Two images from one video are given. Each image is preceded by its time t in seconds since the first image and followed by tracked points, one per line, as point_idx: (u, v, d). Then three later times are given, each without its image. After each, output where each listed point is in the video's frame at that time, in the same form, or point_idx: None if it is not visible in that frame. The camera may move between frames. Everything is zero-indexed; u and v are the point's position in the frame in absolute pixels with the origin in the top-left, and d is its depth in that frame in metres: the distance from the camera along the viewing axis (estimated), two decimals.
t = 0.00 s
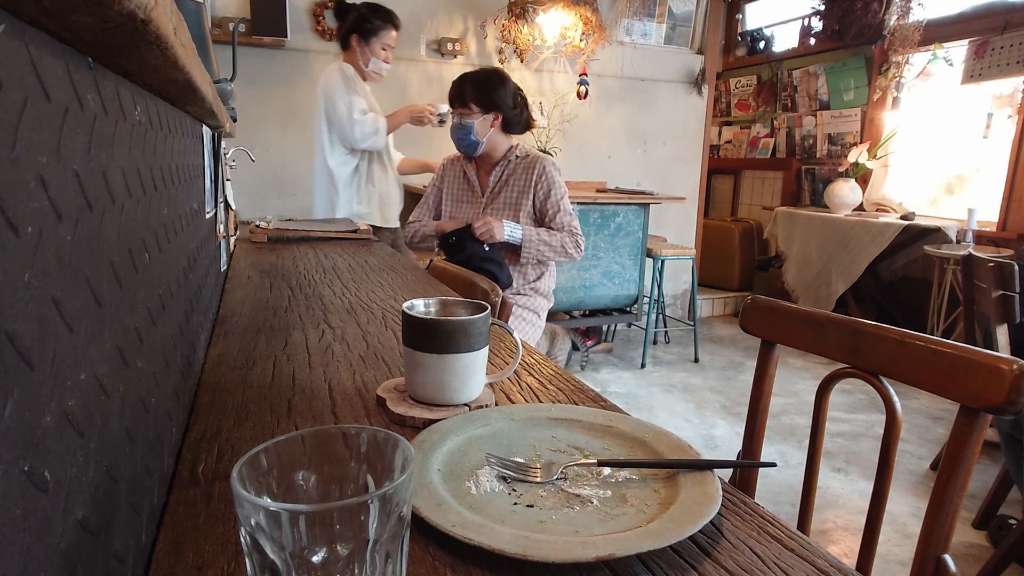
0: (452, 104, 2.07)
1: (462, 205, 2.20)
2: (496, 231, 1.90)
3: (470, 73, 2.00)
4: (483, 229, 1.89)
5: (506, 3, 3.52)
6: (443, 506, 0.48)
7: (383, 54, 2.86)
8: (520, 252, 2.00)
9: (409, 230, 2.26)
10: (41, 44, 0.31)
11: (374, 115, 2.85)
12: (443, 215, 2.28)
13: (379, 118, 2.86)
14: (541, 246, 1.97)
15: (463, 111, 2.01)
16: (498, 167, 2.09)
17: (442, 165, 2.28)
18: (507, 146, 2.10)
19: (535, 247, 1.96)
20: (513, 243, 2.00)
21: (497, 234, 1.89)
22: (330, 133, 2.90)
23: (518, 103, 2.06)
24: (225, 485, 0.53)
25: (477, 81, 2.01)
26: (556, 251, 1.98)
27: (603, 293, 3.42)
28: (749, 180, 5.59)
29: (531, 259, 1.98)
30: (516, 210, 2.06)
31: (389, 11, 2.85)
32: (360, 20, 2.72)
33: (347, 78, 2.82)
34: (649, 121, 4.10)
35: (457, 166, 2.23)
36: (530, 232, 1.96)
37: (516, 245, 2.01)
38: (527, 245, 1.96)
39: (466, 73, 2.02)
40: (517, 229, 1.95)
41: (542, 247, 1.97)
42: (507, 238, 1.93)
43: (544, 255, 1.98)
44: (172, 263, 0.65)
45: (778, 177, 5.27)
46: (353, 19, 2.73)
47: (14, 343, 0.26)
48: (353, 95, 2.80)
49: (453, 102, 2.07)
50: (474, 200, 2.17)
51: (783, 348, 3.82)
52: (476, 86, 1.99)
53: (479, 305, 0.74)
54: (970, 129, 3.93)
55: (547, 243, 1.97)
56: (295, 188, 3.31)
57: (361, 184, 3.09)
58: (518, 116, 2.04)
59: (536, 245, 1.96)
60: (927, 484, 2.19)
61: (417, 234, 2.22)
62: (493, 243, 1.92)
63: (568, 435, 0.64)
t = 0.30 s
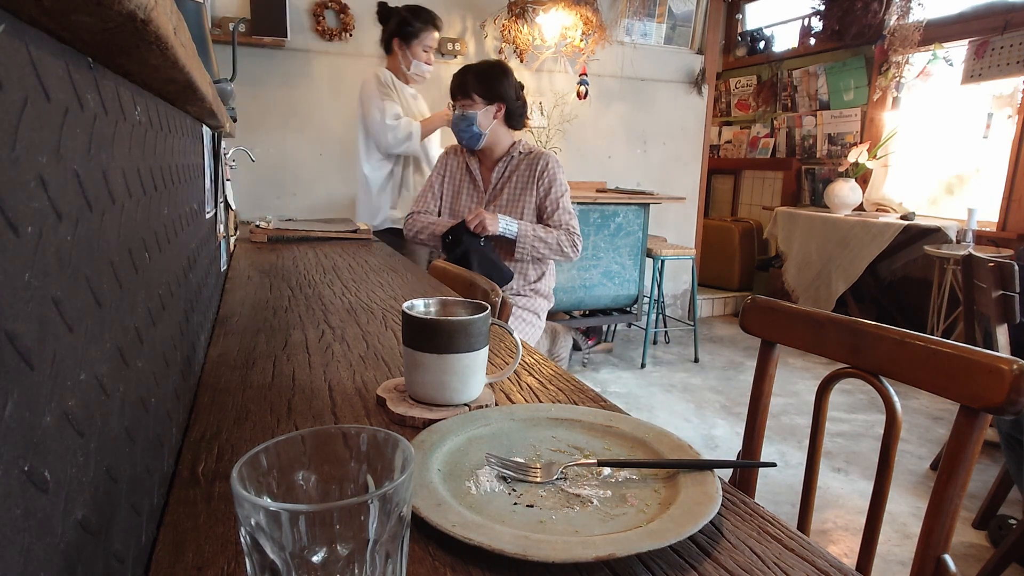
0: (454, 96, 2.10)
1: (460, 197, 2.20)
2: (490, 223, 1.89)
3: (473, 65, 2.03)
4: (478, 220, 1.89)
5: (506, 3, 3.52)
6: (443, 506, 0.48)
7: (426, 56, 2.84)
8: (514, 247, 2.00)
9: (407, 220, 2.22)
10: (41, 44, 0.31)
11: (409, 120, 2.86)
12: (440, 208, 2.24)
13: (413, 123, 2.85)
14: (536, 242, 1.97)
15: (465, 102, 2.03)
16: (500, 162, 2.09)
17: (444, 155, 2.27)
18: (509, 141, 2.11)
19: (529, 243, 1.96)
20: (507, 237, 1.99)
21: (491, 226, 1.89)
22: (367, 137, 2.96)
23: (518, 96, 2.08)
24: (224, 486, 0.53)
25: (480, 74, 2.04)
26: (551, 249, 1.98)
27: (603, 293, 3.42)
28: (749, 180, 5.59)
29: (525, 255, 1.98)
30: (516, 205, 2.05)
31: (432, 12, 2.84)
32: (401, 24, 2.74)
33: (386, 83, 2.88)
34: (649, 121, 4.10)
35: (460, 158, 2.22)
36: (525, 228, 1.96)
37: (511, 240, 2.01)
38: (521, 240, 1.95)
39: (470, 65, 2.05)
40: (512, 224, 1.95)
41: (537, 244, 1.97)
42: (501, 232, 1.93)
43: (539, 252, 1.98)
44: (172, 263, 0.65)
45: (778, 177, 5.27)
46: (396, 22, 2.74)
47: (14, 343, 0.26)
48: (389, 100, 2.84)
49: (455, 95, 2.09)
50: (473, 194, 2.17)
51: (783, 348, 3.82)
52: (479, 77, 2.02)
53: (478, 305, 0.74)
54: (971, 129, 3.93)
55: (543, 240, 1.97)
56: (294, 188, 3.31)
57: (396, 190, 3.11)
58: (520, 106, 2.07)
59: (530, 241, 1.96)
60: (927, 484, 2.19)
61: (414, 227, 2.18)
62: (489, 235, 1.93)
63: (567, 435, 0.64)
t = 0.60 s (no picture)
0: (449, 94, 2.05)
1: (458, 195, 2.20)
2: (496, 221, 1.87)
3: (468, 61, 1.99)
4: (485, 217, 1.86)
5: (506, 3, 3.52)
6: (443, 506, 0.48)
7: (454, 54, 2.81)
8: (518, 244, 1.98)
9: (402, 213, 2.24)
10: (41, 44, 0.31)
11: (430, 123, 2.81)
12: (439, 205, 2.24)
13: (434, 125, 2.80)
14: (541, 240, 1.96)
15: (461, 101, 2.00)
16: (499, 161, 2.09)
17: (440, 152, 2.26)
18: (507, 139, 2.11)
19: (535, 240, 1.95)
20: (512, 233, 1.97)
21: (496, 224, 1.87)
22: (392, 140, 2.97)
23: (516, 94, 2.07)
24: (224, 486, 0.53)
25: (476, 69, 1.98)
26: (554, 247, 1.99)
27: (603, 293, 3.42)
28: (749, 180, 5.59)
29: (529, 253, 1.97)
30: (518, 203, 2.05)
31: (460, 10, 2.81)
32: (428, 24, 2.73)
33: (412, 84, 2.86)
34: (649, 121, 4.10)
35: (457, 157, 2.22)
36: (531, 225, 1.94)
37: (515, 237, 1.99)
38: (527, 236, 1.94)
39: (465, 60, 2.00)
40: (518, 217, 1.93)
41: (541, 241, 1.96)
42: (507, 228, 1.90)
43: (543, 250, 1.98)
44: (172, 264, 0.65)
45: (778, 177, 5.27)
46: (423, 21, 2.74)
47: (14, 343, 0.26)
48: (413, 103, 2.82)
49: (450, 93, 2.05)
50: (472, 192, 2.17)
51: (783, 348, 3.82)
52: (475, 73, 1.98)
53: (478, 305, 0.74)
54: (971, 129, 3.93)
55: (547, 237, 1.96)
56: (294, 188, 3.31)
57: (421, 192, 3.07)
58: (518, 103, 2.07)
59: (536, 238, 1.95)
60: (927, 484, 2.19)
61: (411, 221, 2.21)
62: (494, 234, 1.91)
63: (568, 435, 0.64)
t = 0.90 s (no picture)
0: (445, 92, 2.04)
1: (455, 194, 2.20)
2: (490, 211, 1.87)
3: (462, 59, 1.97)
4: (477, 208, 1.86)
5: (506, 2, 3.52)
6: (443, 506, 0.48)
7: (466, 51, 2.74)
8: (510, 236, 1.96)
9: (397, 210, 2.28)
10: (41, 44, 0.31)
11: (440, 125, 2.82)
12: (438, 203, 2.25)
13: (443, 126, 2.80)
14: (534, 233, 1.94)
15: (457, 98, 1.98)
16: (496, 158, 2.09)
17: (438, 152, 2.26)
18: (505, 136, 2.10)
19: (527, 232, 1.93)
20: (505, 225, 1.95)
21: (488, 214, 1.86)
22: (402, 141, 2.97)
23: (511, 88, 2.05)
24: (224, 486, 0.53)
25: (471, 67, 1.97)
26: (547, 241, 1.96)
27: (603, 293, 3.42)
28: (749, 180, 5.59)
29: (521, 245, 1.95)
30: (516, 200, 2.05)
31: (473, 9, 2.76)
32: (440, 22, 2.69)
33: (422, 84, 2.86)
34: (650, 121, 4.10)
35: (454, 156, 2.22)
36: (525, 217, 1.93)
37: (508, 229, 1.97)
38: (520, 228, 1.92)
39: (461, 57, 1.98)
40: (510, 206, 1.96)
41: (534, 234, 1.94)
42: (499, 218, 1.89)
43: (535, 243, 1.95)
44: (171, 263, 0.65)
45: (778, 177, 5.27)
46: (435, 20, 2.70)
47: (14, 342, 0.26)
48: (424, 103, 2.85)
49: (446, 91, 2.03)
50: (470, 189, 2.16)
51: (783, 348, 3.82)
52: (470, 71, 1.96)
53: (479, 305, 0.74)
54: (971, 129, 3.93)
55: (540, 231, 1.94)
56: (294, 188, 3.31)
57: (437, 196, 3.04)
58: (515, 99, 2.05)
59: (528, 230, 1.93)
60: (927, 484, 2.19)
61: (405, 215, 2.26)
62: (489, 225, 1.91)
63: (568, 435, 0.64)
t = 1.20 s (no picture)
0: (440, 83, 1.98)
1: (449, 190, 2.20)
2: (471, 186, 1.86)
3: (461, 51, 1.90)
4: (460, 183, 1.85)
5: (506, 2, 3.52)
6: (443, 506, 0.48)
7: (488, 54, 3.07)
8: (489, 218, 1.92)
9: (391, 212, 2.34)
10: (42, 44, 0.31)
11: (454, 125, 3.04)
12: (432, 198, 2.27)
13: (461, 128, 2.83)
14: (511, 217, 1.89)
15: (454, 91, 1.93)
16: (487, 153, 2.08)
17: (432, 152, 2.29)
18: (497, 131, 2.09)
19: (504, 215, 1.88)
20: (487, 206, 1.92)
21: (465, 190, 1.85)
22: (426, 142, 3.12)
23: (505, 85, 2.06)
24: (224, 486, 0.53)
25: (470, 60, 1.91)
26: (525, 228, 1.91)
27: (603, 293, 3.43)
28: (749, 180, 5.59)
29: (497, 229, 1.90)
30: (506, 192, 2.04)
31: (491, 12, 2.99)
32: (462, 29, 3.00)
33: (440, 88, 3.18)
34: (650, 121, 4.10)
35: (445, 155, 2.23)
36: (504, 200, 1.89)
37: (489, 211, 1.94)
38: (498, 210, 1.87)
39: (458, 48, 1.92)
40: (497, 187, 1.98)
41: (511, 218, 1.89)
42: (477, 196, 1.86)
43: (512, 228, 1.90)
44: (172, 263, 0.65)
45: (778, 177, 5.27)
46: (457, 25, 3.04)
47: (15, 343, 0.26)
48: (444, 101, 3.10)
49: (441, 81, 1.97)
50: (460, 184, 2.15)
51: (783, 348, 3.82)
52: (469, 65, 1.90)
53: (479, 305, 0.74)
54: (970, 129, 3.93)
55: (519, 216, 1.90)
56: (294, 188, 3.31)
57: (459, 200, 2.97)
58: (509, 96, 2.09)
59: (506, 212, 1.88)
60: (927, 484, 2.19)
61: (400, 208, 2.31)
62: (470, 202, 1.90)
63: (568, 435, 0.64)
